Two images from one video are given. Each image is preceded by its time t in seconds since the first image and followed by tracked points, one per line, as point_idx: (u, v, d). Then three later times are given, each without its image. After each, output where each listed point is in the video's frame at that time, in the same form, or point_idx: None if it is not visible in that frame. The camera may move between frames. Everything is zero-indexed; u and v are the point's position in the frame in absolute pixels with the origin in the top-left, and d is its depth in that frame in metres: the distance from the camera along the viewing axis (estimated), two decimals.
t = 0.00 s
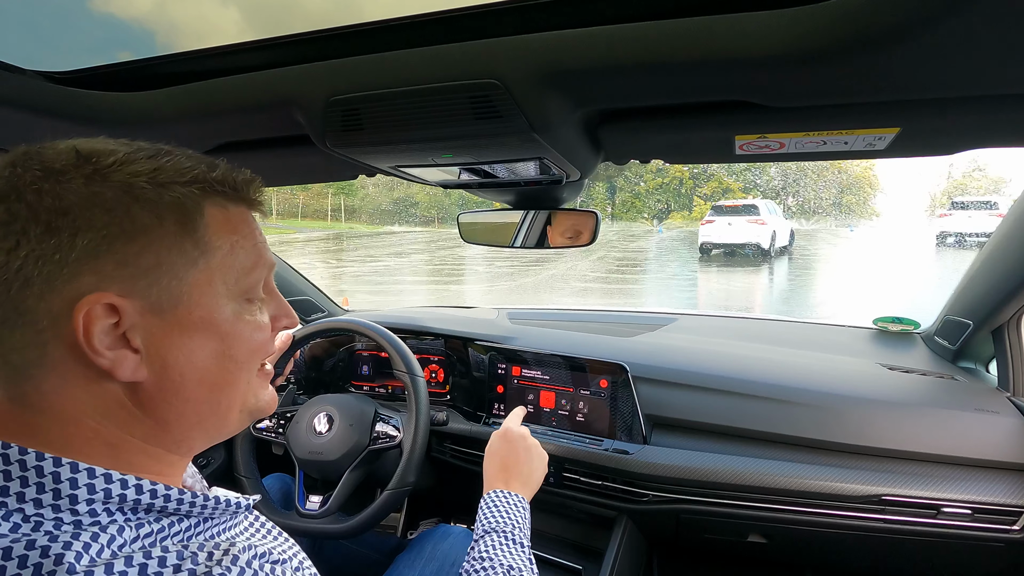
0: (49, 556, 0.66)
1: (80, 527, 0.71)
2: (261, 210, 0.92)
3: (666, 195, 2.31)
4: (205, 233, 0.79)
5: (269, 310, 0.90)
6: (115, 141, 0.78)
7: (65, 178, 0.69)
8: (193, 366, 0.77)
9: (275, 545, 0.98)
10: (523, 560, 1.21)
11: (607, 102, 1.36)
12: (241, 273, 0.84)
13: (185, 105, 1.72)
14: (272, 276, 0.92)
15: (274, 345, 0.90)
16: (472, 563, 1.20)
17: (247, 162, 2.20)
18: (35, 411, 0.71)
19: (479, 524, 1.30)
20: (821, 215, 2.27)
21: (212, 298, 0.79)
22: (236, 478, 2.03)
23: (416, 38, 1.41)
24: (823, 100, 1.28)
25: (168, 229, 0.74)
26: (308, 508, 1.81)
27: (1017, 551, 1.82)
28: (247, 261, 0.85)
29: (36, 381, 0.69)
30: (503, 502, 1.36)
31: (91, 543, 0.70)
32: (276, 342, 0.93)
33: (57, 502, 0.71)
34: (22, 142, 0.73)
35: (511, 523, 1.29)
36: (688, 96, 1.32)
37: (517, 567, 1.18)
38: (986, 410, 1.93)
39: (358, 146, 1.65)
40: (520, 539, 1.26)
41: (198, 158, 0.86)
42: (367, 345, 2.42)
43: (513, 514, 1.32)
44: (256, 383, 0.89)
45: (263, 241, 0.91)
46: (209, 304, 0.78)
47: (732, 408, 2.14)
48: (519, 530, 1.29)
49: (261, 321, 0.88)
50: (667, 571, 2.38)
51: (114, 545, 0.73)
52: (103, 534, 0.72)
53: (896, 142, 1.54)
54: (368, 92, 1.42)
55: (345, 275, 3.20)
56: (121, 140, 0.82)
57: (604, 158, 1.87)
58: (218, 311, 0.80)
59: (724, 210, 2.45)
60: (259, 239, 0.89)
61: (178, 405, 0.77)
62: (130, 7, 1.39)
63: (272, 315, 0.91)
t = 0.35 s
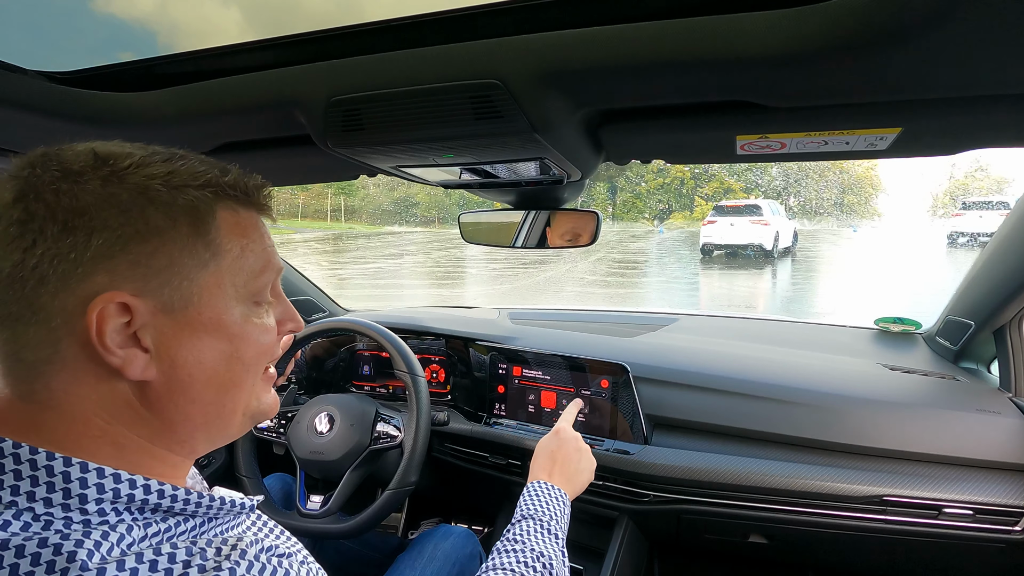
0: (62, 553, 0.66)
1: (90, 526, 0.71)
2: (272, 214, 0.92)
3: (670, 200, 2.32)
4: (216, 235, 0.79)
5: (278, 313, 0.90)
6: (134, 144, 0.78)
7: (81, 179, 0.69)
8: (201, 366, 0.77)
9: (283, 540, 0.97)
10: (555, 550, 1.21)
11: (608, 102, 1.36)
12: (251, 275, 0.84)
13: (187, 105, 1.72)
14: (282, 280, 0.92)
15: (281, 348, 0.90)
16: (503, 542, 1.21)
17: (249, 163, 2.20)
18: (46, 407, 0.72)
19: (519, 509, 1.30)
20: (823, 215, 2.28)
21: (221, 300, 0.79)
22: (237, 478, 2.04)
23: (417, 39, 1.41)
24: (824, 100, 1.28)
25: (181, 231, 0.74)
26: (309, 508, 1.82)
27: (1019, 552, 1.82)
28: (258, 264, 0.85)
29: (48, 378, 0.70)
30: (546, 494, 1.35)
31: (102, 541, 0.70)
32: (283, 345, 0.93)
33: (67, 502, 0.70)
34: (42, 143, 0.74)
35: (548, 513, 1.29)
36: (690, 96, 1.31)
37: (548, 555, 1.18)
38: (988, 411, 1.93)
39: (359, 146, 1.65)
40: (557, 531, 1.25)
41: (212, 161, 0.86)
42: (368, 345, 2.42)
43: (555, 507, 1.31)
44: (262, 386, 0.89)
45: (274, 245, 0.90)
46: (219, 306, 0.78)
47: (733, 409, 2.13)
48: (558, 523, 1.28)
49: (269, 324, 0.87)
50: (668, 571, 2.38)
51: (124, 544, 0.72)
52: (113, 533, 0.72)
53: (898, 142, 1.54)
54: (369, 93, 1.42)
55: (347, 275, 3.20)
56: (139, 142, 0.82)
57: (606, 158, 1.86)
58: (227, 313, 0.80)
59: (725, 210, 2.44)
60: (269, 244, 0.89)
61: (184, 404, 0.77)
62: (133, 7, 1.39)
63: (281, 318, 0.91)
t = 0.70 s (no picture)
0: (63, 552, 0.66)
1: (90, 525, 0.71)
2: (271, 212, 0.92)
3: (670, 198, 2.30)
4: (217, 230, 0.79)
5: (277, 309, 0.90)
6: (138, 143, 0.78)
7: (87, 176, 0.69)
8: (202, 359, 0.77)
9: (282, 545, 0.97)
10: None
11: (609, 102, 1.36)
12: (252, 270, 0.84)
13: (188, 105, 1.72)
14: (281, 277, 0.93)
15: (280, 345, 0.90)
16: (509, 565, 1.22)
17: (250, 163, 2.20)
18: (48, 402, 0.71)
19: (526, 535, 1.31)
20: (825, 215, 2.28)
21: (223, 295, 0.79)
22: (238, 478, 2.04)
23: (419, 39, 1.41)
24: (825, 100, 1.28)
25: (183, 227, 0.75)
26: (310, 508, 1.81)
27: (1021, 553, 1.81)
28: (258, 260, 0.85)
29: (50, 372, 0.69)
30: (556, 518, 1.35)
31: (103, 541, 0.70)
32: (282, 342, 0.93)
33: (68, 499, 0.71)
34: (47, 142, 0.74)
35: (556, 541, 1.29)
36: (692, 96, 1.31)
37: None
38: (990, 412, 1.92)
39: (360, 146, 1.65)
40: (563, 560, 1.26)
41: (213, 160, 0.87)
42: (370, 345, 2.42)
43: (563, 535, 1.31)
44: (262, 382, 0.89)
45: (273, 242, 0.91)
46: (221, 301, 0.79)
47: (735, 409, 2.13)
48: (565, 551, 1.28)
49: (269, 319, 0.87)
50: (669, 571, 2.37)
51: (125, 544, 0.72)
52: (113, 533, 0.72)
53: (899, 142, 1.54)
54: (370, 93, 1.42)
55: (347, 276, 3.20)
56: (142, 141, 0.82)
57: (607, 158, 1.86)
58: (228, 308, 0.80)
59: (727, 209, 2.44)
60: (268, 240, 0.89)
61: (186, 398, 0.77)
62: (133, 7, 1.39)
63: (280, 315, 0.91)
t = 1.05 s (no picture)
0: (64, 549, 0.65)
1: (91, 524, 0.71)
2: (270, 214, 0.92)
3: (669, 195, 2.27)
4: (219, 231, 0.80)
5: (277, 311, 0.91)
6: (140, 145, 0.78)
7: (90, 177, 0.70)
8: (205, 359, 0.77)
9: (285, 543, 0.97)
10: (535, 567, 1.21)
11: (610, 102, 1.36)
12: (253, 271, 0.84)
13: (188, 105, 1.72)
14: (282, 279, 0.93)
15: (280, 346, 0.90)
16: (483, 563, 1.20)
17: (252, 163, 2.20)
18: (50, 402, 0.71)
19: (495, 534, 1.30)
20: (826, 215, 2.28)
21: (225, 296, 0.79)
22: (239, 477, 2.04)
23: (420, 39, 1.41)
24: (826, 99, 1.27)
25: (186, 228, 0.75)
26: (310, 508, 1.81)
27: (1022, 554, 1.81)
28: (259, 261, 0.85)
29: (53, 372, 0.69)
30: (522, 517, 1.36)
31: (103, 539, 0.70)
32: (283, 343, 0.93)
33: (69, 499, 0.70)
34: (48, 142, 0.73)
35: (526, 536, 1.29)
36: (693, 96, 1.31)
37: (528, 572, 1.17)
38: (991, 412, 1.92)
39: (361, 146, 1.65)
40: (533, 550, 1.26)
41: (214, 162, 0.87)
42: (371, 345, 2.42)
43: (529, 528, 1.32)
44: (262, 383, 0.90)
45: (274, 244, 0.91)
46: (223, 302, 0.79)
47: (736, 409, 2.13)
48: (534, 542, 1.29)
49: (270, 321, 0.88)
50: (670, 572, 2.37)
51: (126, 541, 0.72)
52: (114, 530, 0.72)
53: (900, 142, 1.54)
54: (371, 92, 1.42)
55: (348, 276, 3.20)
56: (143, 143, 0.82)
57: (608, 158, 1.86)
58: (231, 309, 0.80)
59: (728, 210, 2.44)
60: (269, 243, 0.90)
61: (188, 399, 0.77)
62: (134, 6, 1.40)
63: (280, 316, 0.92)
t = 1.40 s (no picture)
0: (54, 541, 0.66)
1: (83, 517, 0.71)
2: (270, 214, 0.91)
3: (672, 195, 2.27)
4: (213, 233, 0.79)
5: (280, 313, 0.89)
6: (137, 147, 0.79)
7: (80, 180, 0.70)
8: (197, 363, 0.76)
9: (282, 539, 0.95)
10: (559, 532, 1.20)
11: (611, 102, 1.36)
12: (250, 273, 0.83)
13: (189, 105, 1.72)
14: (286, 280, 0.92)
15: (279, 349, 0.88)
16: (505, 523, 1.20)
17: (253, 163, 2.20)
18: (46, 402, 0.72)
19: (524, 492, 1.28)
20: (827, 215, 2.28)
21: (218, 298, 0.78)
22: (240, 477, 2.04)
23: (421, 39, 1.41)
24: (826, 100, 1.27)
25: (177, 229, 0.74)
26: (310, 508, 1.81)
27: None
28: (256, 262, 0.84)
29: (47, 373, 0.70)
30: (554, 475, 1.33)
31: (94, 533, 0.70)
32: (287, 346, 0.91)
33: (60, 492, 0.70)
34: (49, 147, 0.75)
35: (551, 496, 1.27)
36: (694, 96, 1.31)
37: (550, 538, 1.17)
38: (993, 412, 1.92)
39: (362, 146, 1.65)
40: (561, 514, 1.24)
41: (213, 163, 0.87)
42: (372, 345, 2.42)
43: (559, 489, 1.29)
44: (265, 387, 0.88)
45: (276, 246, 0.90)
46: (216, 304, 0.78)
47: (738, 410, 2.13)
48: (563, 505, 1.26)
49: (270, 323, 0.86)
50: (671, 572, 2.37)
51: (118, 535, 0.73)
52: (105, 524, 0.72)
53: (902, 142, 1.53)
54: (372, 93, 1.42)
55: (349, 276, 3.20)
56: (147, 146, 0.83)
57: (609, 158, 1.86)
58: (225, 311, 0.79)
59: (729, 210, 2.43)
60: (270, 244, 0.88)
61: (180, 402, 0.76)
62: (135, 7, 1.40)
63: (283, 319, 0.90)
